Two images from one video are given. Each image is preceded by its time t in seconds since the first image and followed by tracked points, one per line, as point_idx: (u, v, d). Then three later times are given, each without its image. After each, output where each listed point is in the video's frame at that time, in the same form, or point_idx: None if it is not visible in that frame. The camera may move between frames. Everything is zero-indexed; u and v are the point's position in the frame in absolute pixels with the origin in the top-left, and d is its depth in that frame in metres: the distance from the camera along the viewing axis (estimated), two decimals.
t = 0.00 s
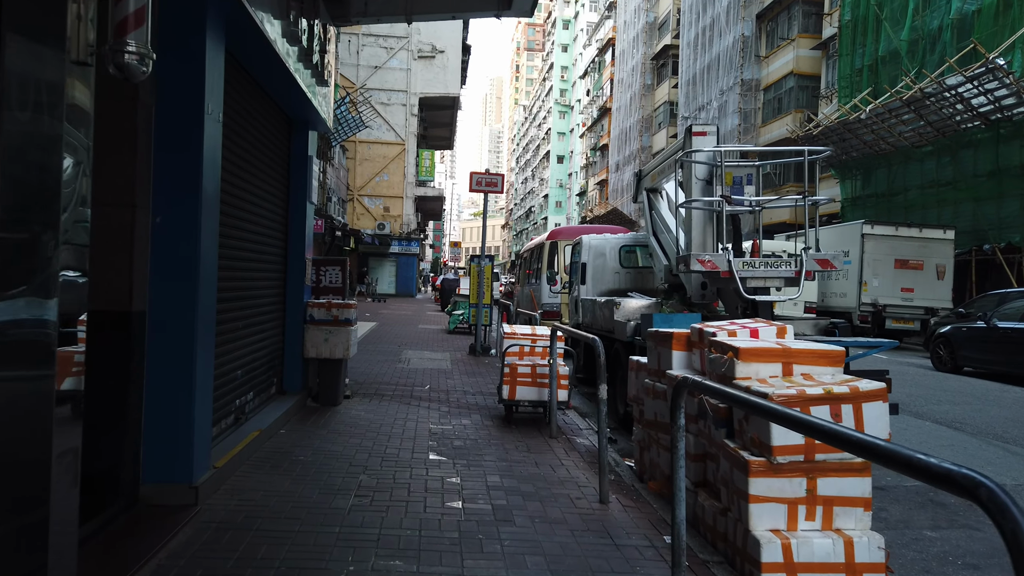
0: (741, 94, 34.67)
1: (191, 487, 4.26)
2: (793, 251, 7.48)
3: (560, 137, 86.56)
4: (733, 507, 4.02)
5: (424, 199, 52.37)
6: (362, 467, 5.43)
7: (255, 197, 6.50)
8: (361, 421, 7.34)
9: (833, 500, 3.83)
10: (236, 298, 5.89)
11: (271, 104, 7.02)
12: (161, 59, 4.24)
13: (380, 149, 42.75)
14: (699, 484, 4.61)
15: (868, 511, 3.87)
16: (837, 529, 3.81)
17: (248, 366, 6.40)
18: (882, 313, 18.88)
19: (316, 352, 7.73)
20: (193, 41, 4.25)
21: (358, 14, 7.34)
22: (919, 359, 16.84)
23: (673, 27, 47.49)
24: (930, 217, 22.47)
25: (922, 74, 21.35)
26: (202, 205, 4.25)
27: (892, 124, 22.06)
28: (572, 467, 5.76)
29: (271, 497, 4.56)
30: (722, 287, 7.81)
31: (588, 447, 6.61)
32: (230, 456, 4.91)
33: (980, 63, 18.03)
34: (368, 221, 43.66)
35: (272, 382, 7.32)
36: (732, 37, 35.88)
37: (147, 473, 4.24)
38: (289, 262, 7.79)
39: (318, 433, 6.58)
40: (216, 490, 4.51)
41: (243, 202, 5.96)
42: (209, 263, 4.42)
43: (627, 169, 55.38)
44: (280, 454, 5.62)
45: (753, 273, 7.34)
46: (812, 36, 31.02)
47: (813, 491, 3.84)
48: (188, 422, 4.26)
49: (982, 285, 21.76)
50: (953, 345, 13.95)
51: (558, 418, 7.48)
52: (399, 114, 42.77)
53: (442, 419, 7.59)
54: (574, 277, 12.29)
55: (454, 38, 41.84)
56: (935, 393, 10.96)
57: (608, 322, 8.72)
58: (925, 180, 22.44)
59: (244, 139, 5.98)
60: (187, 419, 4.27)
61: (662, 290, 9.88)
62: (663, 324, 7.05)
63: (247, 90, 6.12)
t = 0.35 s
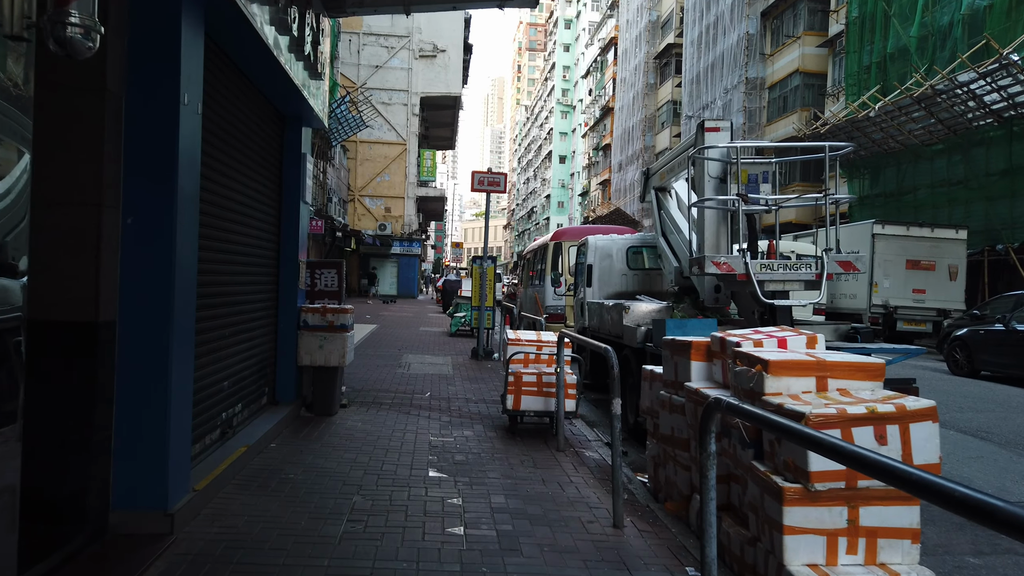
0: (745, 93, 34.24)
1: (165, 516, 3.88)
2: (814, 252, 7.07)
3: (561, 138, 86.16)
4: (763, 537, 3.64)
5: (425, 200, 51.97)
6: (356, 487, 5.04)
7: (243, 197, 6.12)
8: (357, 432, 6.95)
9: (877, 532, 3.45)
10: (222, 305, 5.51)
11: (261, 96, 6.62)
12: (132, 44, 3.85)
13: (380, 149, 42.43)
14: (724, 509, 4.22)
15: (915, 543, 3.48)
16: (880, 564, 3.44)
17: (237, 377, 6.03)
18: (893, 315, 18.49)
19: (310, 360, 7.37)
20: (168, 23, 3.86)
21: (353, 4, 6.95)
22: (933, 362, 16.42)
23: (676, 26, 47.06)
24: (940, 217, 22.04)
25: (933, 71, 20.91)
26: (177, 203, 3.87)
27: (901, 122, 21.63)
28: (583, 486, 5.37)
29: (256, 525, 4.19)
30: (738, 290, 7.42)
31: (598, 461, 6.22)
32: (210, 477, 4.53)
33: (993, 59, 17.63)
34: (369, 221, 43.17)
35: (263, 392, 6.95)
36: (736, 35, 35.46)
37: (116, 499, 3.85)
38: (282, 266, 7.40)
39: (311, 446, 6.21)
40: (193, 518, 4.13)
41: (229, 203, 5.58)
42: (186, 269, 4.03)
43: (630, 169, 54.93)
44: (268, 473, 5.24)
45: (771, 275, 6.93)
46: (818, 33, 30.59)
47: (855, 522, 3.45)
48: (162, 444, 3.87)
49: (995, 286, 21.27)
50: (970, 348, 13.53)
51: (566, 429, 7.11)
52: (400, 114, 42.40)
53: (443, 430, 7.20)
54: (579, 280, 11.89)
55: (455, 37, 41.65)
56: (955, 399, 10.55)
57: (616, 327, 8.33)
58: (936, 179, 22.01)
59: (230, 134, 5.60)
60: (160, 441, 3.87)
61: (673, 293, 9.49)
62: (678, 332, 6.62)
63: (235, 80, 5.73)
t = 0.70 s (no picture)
0: (752, 91, 33.76)
1: (133, 545, 3.47)
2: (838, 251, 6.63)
3: (564, 137, 85.75)
4: (805, 571, 3.22)
5: (428, 199, 51.55)
6: (349, 507, 4.62)
7: (228, 193, 5.72)
8: (352, 442, 6.52)
9: (939, 569, 3.03)
10: (203, 308, 5.10)
11: (249, 84, 6.21)
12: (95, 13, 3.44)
13: (382, 148, 42.07)
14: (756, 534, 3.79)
15: None
16: None
17: (223, 386, 5.63)
18: (906, 316, 18.07)
19: (304, 365, 6.96)
20: None
21: None
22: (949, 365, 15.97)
23: (681, 24, 46.57)
24: (953, 216, 21.59)
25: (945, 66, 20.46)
26: (146, 194, 3.46)
27: (913, 119, 21.19)
28: (596, 505, 4.95)
29: (235, 552, 3.78)
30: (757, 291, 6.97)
31: (611, 475, 5.80)
32: (187, 498, 4.13)
33: (1010, 53, 17.18)
34: (371, 222, 42.71)
35: (253, 400, 6.54)
36: (742, 33, 34.99)
37: (77, 527, 3.45)
38: (274, 265, 6.99)
39: (303, 459, 5.81)
40: (166, 544, 3.74)
41: (210, 198, 5.17)
42: (156, 267, 3.62)
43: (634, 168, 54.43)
44: (253, 491, 4.83)
45: (794, 275, 6.46)
46: (825, 30, 30.11)
47: (913, 557, 3.03)
48: (129, 464, 3.46)
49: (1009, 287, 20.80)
50: (990, 351, 13.09)
51: (575, 439, 6.70)
52: (402, 113, 42.03)
53: (444, 440, 6.78)
54: (586, 280, 11.42)
55: (458, 35, 41.36)
56: (979, 405, 10.11)
57: (626, 330, 7.92)
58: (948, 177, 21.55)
59: (211, 124, 5.19)
60: (126, 461, 3.46)
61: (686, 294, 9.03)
62: (695, 337, 6.22)
63: (218, 64, 5.31)
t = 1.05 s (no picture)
0: (754, 88, 33.34)
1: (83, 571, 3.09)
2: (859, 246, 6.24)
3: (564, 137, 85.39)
4: None
5: (427, 199, 51.14)
6: (334, 522, 4.23)
7: (205, 180, 5.33)
8: (342, 448, 6.11)
9: None
10: (175, 306, 4.72)
11: (229, 66, 5.82)
12: None
13: (381, 147, 41.67)
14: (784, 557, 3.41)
15: None
16: None
17: (202, 389, 5.25)
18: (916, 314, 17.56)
19: (292, 367, 6.56)
20: None
21: None
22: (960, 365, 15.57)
23: (681, 21, 46.15)
24: (961, 213, 21.18)
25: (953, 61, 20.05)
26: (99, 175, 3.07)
27: (921, 115, 20.79)
28: (605, 519, 4.55)
29: None
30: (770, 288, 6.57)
31: (618, 485, 5.40)
32: (152, 516, 3.76)
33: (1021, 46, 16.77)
34: (370, 221, 42.25)
35: (237, 404, 6.15)
36: (744, 29, 34.57)
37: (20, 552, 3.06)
38: (259, 260, 6.59)
39: (287, 467, 5.41)
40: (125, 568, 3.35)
41: (180, 184, 4.78)
42: (115, 258, 3.25)
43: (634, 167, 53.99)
44: (230, 505, 4.44)
45: (814, 271, 6.05)
46: (829, 25, 29.66)
47: None
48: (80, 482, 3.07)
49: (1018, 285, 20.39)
50: (1005, 351, 12.68)
51: (579, 445, 6.31)
52: (401, 111, 41.64)
53: (440, 447, 6.38)
54: (589, 278, 11.04)
55: (457, 33, 41.03)
56: (999, 407, 9.71)
57: (633, 330, 7.53)
58: (956, 174, 21.15)
59: (182, 105, 4.80)
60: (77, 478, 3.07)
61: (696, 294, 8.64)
62: (708, 338, 5.80)
63: (192, 41, 4.93)
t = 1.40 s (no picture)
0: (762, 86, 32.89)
1: None
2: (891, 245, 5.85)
3: (568, 137, 85.09)
4: None
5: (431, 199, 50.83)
6: (328, 549, 3.84)
7: (187, 173, 4.96)
8: (339, 461, 5.73)
9: None
10: (150, 311, 4.34)
11: (218, 52, 5.46)
12: None
13: (385, 147, 41.34)
14: None
15: None
16: None
17: (186, 399, 4.89)
18: (931, 316, 17.41)
19: (287, 374, 6.20)
20: None
21: None
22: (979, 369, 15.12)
23: (687, 19, 45.69)
24: (977, 212, 20.70)
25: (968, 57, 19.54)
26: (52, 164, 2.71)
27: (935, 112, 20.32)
28: (624, 544, 4.17)
29: None
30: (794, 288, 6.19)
31: (636, 503, 5.01)
32: (121, 547, 3.39)
33: None
34: (374, 222, 41.89)
35: (228, 414, 5.80)
36: (752, 27, 34.13)
37: None
38: (251, 261, 6.21)
39: (280, 483, 5.03)
40: None
41: (156, 176, 4.41)
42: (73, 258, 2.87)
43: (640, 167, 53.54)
44: (214, 529, 4.05)
45: (842, 272, 5.68)
46: (838, 23, 29.18)
47: None
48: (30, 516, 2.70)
49: None
50: None
51: (594, 459, 5.92)
52: (404, 111, 41.34)
53: (444, 459, 5.99)
54: (599, 280, 10.66)
55: (461, 32, 40.76)
56: None
57: (647, 333, 7.13)
58: (971, 172, 20.66)
59: (160, 90, 4.44)
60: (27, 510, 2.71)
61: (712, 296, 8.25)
62: (732, 345, 5.42)
63: (172, 21, 4.56)
